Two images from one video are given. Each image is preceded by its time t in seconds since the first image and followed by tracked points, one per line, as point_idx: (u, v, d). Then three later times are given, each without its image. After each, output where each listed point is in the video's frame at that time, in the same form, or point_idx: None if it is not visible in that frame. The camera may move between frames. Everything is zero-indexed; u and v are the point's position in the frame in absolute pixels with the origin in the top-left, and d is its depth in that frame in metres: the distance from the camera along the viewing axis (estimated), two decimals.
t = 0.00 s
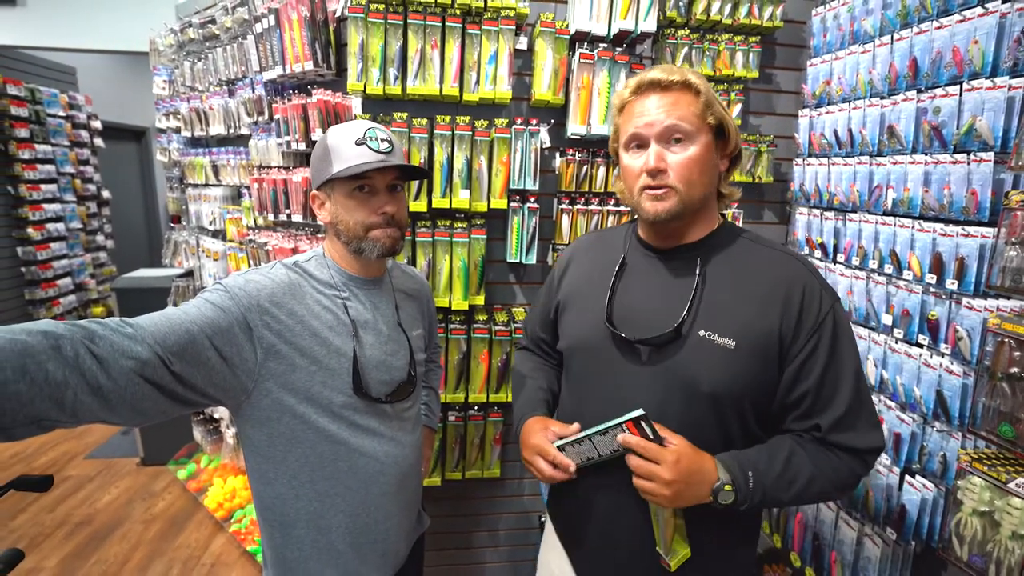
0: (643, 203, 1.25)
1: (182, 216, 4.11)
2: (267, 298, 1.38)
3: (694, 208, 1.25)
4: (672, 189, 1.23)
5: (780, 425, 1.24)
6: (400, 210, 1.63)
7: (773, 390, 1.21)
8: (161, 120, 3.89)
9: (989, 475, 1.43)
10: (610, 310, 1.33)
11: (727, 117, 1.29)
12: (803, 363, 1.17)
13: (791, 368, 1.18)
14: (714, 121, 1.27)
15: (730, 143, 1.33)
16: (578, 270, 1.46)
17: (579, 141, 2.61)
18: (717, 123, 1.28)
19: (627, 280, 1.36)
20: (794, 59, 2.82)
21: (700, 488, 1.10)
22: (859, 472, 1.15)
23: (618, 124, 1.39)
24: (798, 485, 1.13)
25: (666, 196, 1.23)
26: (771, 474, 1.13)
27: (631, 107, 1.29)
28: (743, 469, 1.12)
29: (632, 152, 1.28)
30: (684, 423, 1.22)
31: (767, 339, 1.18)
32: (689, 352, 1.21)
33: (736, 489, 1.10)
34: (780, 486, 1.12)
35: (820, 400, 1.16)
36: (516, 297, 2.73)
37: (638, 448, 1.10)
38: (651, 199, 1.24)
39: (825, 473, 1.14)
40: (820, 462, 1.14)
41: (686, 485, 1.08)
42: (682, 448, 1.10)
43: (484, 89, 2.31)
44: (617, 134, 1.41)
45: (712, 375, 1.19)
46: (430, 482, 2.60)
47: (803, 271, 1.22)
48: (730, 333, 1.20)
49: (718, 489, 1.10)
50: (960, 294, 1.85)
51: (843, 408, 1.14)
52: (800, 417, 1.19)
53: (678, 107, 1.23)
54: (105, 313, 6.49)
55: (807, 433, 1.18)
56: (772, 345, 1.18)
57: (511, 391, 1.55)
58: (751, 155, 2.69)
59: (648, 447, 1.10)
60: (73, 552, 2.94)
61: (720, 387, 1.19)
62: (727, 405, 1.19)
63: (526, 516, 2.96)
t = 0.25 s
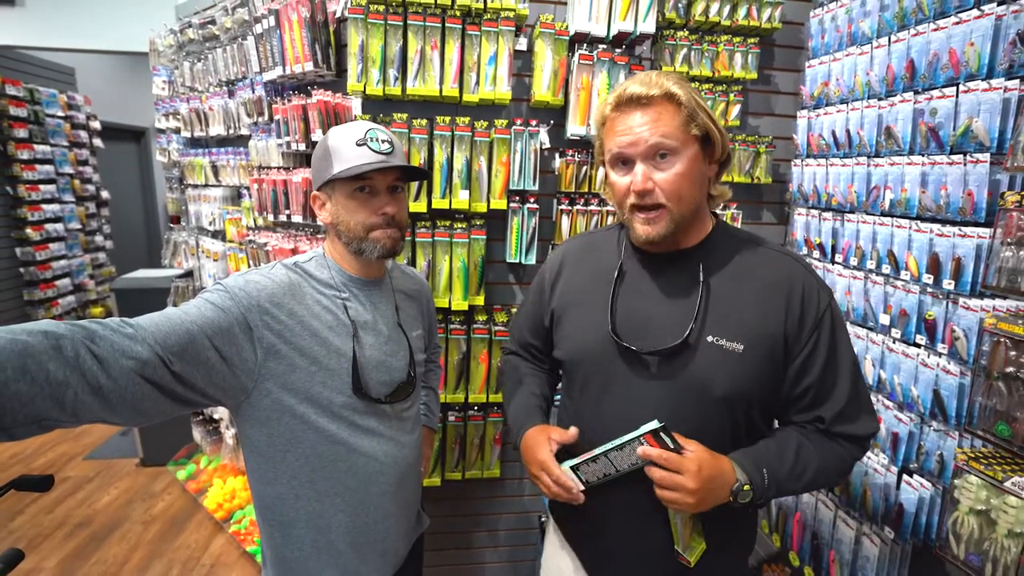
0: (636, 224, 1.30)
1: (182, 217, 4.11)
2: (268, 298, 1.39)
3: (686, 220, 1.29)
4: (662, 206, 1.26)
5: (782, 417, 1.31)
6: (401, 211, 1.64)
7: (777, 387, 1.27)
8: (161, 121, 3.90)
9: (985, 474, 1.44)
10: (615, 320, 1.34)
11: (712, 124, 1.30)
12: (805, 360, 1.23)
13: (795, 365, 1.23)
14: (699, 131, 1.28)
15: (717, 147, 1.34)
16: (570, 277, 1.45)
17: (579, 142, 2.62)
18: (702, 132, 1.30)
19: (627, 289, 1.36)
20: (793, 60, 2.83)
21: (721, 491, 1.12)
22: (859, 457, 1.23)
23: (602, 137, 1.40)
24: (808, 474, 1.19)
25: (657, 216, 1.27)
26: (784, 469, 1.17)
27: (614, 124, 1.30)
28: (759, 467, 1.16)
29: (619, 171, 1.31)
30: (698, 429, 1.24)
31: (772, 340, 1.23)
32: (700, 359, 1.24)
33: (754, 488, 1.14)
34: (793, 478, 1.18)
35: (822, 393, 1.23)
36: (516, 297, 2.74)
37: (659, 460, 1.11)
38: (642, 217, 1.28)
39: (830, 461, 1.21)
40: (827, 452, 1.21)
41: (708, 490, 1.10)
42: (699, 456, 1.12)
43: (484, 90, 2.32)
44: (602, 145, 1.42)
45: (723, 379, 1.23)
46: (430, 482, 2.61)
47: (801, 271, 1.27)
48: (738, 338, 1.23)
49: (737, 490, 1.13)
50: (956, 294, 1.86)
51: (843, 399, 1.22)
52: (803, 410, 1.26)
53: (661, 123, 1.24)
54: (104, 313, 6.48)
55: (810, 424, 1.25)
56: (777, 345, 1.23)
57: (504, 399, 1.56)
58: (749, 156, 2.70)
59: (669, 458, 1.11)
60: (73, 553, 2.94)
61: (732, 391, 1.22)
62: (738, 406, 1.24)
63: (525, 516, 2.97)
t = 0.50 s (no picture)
0: (637, 231, 1.30)
1: (183, 218, 4.12)
2: (270, 299, 1.39)
3: (685, 226, 1.30)
4: (663, 214, 1.27)
5: (782, 413, 1.33)
6: (402, 212, 1.64)
7: (779, 385, 1.28)
8: (162, 122, 3.91)
9: (986, 474, 1.43)
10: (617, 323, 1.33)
11: (710, 133, 1.31)
12: (806, 358, 1.24)
13: (796, 363, 1.25)
14: (698, 139, 1.29)
15: (715, 153, 1.35)
16: (570, 280, 1.44)
17: (579, 143, 2.62)
18: (701, 141, 1.30)
19: (629, 293, 1.36)
20: (792, 60, 2.83)
21: (728, 487, 1.12)
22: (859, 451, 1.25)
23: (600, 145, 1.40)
24: (810, 470, 1.20)
25: (657, 223, 1.27)
26: (787, 464, 1.19)
27: (613, 134, 1.30)
28: (762, 463, 1.17)
29: (619, 180, 1.31)
30: (705, 430, 1.25)
31: (775, 340, 1.24)
32: (707, 360, 1.25)
33: (759, 483, 1.15)
34: (795, 473, 1.19)
35: (822, 389, 1.25)
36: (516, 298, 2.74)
37: (668, 459, 1.10)
38: (644, 226, 1.28)
39: (831, 456, 1.23)
40: (828, 446, 1.23)
41: (718, 487, 1.11)
42: (707, 454, 1.12)
43: (484, 91, 2.33)
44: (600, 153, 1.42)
45: (729, 380, 1.24)
46: (431, 483, 2.61)
47: (799, 270, 1.29)
48: (743, 338, 1.24)
49: (744, 486, 1.13)
50: (957, 294, 1.86)
51: (844, 395, 1.24)
52: (803, 406, 1.28)
53: (660, 133, 1.25)
54: (105, 314, 6.49)
55: (810, 420, 1.27)
56: (779, 344, 1.24)
57: (504, 402, 1.56)
58: (750, 156, 2.70)
59: (677, 457, 1.10)
60: (74, 553, 2.94)
61: (738, 391, 1.24)
62: (742, 405, 1.25)
63: (526, 516, 2.97)
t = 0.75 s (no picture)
0: (636, 226, 1.30)
1: (184, 219, 4.13)
2: (271, 301, 1.39)
3: (684, 222, 1.31)
4: (661, 209, 1.27)
5: (777, 413, 1.32)
6: (402, 213, 1.64)
7: (774, 382, 1.28)
8: (164, 123, 3.92)
9: (987, 476, 1.43)
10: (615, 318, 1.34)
11: (708, 131, 1.32)
12: (801, 356, 1.24)
13: (791, 361, 1.25)
14: (696, 137, 1.30)
15: (713, 152, 1.36)
16: (570, 278, 1.45)
17: (579, 145, 2.63)
18: (699, 139, 1.32)
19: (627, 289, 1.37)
20: (792, 62, 2.84)
21: (719, 483, 1.14)
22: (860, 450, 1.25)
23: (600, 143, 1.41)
24: (802, 468, 1.20)
25: (656, 218, 1.28)
26: (778, 461, 1.19)
27: (613, 131, 1.31)
28: (753, 459, 1.17)
29: (619, 176, 1.32)
30: (699, 424, 1.25)
31: (770, 337, 1.24)
32: (701, 355, 1.25)
33: (750, 478, 1.15)
34: (788, 470, 1.19)
35: (817, 388, 1.24)
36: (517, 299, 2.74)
37: (654, 467, 1.13)
38: (642, 221, 1.29)
39: (825, 455, 1.22)
40: (822, 446, 1.22)
41: (707, 484, 1.12)
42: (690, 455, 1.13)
43: (485, 93, 2.33)
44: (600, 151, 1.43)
45: (724, 375, 1.24)
46: (431, 484, 2.60)
47: (795, 269, 1.29)
48: (738, 334, 1.25)
49: (734, 481, 1.14)
50: (958, 295, 1.86)
51: (839, 394, 1.23)
52: (797, 405, 1.27)
53: (660, 130, 1.26)
54: (106, 315, 6.50)
55: (805, 419, 1.26)
56: (774, 341, 1.25)
57: (504, 401, 1.56)
58: (750, 158, 2.70)
59: (662, 467, 1.14)
60: (74, 554, 2.95)
61: (733, 386, 1.23)
62: (738, 401, 1.25)
63: (527, 518, 2.97)
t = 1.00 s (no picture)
0: (631, 223, 1.31)
1: (184, 221, 4.13)
2: (271, 304, 1.40)
3: (679, 221, 1.32)
4: (657, 207, 1.28)
5: (770, 417, 1.32)
6: (402, 215, 1.64)
7: (764, 383, 1.28)
8: (164, 126, 3.92)
9: (986, 477, 1.43)
10: (605, 313, 1.38)
11: (702, 132, 1.34)
12: (790, 357, 1.24)
13: (780, 361, 1.25)
14: (691, 137, 1.32)
15: (706, 153, 1.38)
16: (569, 277, 1.50)
17: (578, 147, 2.63)
18: (694, 139, 1.34)
19: (620, 286, 1.41)
20: (791, 65, 2.85)
21: (703, 481, 1.11)
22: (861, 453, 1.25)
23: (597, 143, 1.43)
24: (792, 471, 1.19)
25: (652, 214, 1.29)
26: (766, 462, 1.18)
27: (609, 130, 1.33)
28: (739, 459, 1.16)
29: (615, 174, 1.33)
30: (683, 420, 1.26)
31: (758, 336, 1.25)
32: (686, 351, 1.27)
33: (735, 478, 1.14)
34: (777, 471, 1.18)
35: (808, 390, 1.24)
36: (516, 302, 2.74)
37: (636, 461, 1.10)
38: (638, 218, 1.30)
39: (816, 458, 1.21)
40: (812, 449, 1.21)
41: (690, 480, 1.09)
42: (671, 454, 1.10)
43: (484, 95, 2.34)
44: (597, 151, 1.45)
45: (709, 371, 1.25)
46: (431, 486, 2.61)
47: (787, 271, 1.30)
48: (725, 331, 1.26)
49: (719, 479, 1.13)
50: (956, 297, 1.86)
51: (829, 397, 1.22)
52: (788, 408, 1.26)
53: (655, 128, 1.28)
54: (105, 317, 6.49)
55: (796, 423, 1.25)
56: (763, 340, 1.25)
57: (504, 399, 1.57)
58: (749, 160, 2.71)
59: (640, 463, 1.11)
60: (73, 557, 2.94)
61: (717, 382, 1.24)
62: (724, 399, 1.25)
63: (526, 521, 2.97)
